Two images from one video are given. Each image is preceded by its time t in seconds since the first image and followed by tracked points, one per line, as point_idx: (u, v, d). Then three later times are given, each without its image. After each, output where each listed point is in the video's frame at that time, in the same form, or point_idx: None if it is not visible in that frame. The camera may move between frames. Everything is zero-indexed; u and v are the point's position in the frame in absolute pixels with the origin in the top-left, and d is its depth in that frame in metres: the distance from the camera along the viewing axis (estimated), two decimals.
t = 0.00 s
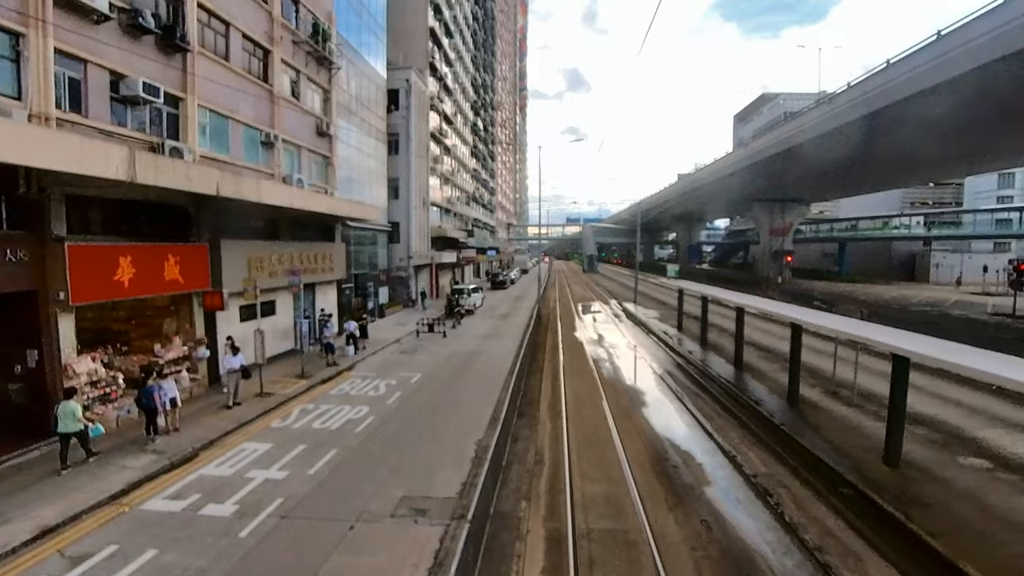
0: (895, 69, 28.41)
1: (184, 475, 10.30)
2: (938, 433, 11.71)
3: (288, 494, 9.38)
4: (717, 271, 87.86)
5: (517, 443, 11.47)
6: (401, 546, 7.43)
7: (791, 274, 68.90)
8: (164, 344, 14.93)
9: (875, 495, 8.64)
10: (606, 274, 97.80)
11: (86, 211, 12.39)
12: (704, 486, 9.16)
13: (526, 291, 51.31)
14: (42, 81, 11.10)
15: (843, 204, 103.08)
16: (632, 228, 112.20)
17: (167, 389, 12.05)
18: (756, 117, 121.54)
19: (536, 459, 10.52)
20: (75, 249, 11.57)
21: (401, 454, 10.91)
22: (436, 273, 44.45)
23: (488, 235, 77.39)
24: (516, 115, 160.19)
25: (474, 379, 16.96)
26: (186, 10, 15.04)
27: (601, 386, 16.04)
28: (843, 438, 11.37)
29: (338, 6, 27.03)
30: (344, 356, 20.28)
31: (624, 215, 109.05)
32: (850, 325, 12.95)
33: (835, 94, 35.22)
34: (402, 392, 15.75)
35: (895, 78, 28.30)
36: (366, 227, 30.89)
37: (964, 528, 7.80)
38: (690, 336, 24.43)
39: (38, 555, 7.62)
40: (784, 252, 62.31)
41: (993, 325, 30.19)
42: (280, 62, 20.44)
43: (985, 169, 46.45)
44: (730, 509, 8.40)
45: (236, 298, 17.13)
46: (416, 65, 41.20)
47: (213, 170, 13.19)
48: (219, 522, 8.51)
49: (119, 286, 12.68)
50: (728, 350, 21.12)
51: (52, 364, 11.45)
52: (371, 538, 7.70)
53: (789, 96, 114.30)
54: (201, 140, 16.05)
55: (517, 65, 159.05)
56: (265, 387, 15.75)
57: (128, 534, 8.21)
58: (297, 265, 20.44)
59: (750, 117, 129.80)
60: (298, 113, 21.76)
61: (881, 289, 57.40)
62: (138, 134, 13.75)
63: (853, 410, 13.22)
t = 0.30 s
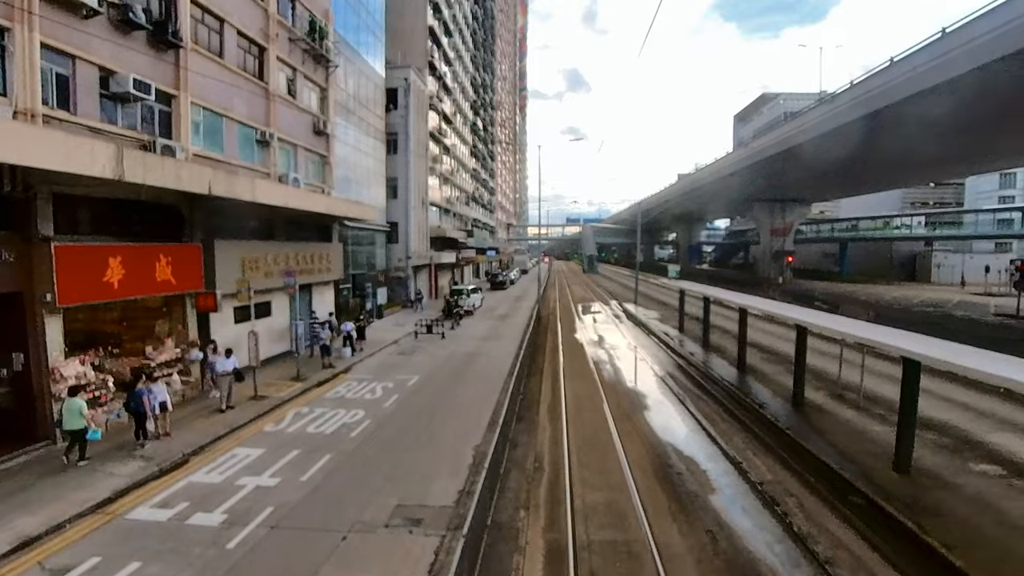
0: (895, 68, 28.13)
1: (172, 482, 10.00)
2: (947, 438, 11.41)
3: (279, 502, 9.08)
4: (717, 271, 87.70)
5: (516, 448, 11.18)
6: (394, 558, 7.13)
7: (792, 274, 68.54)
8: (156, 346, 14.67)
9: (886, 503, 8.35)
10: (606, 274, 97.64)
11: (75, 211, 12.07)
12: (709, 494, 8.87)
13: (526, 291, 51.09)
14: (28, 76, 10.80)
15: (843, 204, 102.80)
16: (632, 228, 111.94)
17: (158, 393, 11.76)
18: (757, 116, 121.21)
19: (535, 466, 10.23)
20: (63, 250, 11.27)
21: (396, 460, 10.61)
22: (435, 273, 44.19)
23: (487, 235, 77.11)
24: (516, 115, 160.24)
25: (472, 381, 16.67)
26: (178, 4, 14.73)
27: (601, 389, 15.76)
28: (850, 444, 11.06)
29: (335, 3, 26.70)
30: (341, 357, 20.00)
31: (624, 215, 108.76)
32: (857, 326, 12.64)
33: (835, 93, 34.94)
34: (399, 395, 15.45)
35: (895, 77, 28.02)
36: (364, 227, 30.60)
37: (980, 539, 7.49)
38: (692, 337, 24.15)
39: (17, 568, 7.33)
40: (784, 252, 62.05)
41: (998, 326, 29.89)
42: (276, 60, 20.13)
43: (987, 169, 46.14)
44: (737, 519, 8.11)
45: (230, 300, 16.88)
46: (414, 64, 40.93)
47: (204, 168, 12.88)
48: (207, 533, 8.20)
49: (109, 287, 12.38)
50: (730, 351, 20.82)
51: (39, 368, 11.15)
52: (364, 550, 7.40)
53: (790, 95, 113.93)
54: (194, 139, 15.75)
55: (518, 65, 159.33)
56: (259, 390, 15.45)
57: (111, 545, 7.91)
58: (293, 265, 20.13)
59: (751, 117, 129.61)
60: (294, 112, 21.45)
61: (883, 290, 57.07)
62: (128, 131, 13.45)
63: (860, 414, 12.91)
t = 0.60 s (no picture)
0: (898, 67, 27.81)
1: (158, 491, 9.64)
2: (960, 444, 11.05)
3: (267, 513, 8.72)
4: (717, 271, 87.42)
5: (514, 456, 10.82)
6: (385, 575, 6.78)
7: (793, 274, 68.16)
8: (146, 348, 14.31)
9: (901, 514, 7.99)
10: (605, 274, 97.16)
11: (60, 209, 11.70)
12: (715, 505, 8.52)
13: (526, 292, 50.81)
14: (10, 70, 10.44)
15: (844, 204, 102.53)
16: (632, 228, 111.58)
17: (145, 398, 11.37)
18: (757, 116, 120.72)
19: (534, 475, 9.88)
20: (46, 250, 10.90)
21: (390, 468, 10.24)
22: (434, 273, 43.88)
23: (487, 235, 76.74)
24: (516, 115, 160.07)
25: (471, 384, 16.32)
26: None
27: (602, 393, 15.39)
28: (860, 450, 10.70)
29: None
30: (336, 359, 19.65)
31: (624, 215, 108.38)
32: (866, 329, 12.27)
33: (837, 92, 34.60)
34: (394, 399, 15.08)
35: (896, 76, 27.69)
36: (361, 226, 30.21)
37: (1000, 554, 7.13)
38: (694, 338, 23.80)
39: None
40: (785, 252, 61.75)
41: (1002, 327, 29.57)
42: (270, 56, 19.75)
43: (990, 169, 45.82)
44: (745, 532, 7.75)
45: (221, 301, 16.50)
46: (413, 63, 40.56)
47: (193, 166, 12.53)
48: (191, 546, 7.85)
49: (95, 288, 12.04)
50: (733, 353, 20.49)
51: (22, 371, 10.73)
52: (354, 565, 7.04)
53: (790, 96, 113.60)
54: (185, 136, 15.39)
55: (517, 65, 159.17)
56: (251, 394, 15.09)
57: (90, 559, 7.55)
58: (288, 266, 19.77)
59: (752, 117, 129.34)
60: (289, 109, 21.06)
61: (885, 290, 56.75)
62: (116, 128, 13.08)
63: (868, 419, 12.55)
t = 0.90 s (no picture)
0: (897, 67, 27.49)
1: (139, 503, 9.20)
2: (976, 452, 10.61)
3: (251, 527, 8.28)
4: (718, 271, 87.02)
5: (512, 464, 10.39)
6: None
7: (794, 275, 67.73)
8: (133, 352, 13.83)
9: (920, 530, 7.56)
10: (605, 274, 96.71)
11: (41, 208, 11.26)
12: (724, 519, 8.09)
13: (525, 293, 50.41)
14: None
15: (845, 204, 102.17)
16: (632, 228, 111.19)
17: (129, 404, 10.96)
18: (758, 116, 120.32)
19: (532, 485, 9.44)
20: (25, 250, 10.46)
21: (382, 478, 9.80)
22: (433, 274, 43.45)
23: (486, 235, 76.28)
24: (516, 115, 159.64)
25: (469, 388, 15.88)
26: None
27: (603, 397, 14.95)
28: (873, 459, 10.26)
29: None
30: (331, 362, 19.20)
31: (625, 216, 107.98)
32: (877, 332, 11.82)
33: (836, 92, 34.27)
34: (389, 403, 14.63)
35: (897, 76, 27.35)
36: (357, 226, 29.77)
37: None
38: (697, 340, 23.36)
39: None
40: (786, 252, 61.31)
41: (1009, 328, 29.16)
42: (264, 52, 19.31)
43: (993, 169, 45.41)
44: (757, 548, 7.32)
45: (210, 303, 16.03)
46: (411, 61, 40.12)
47: (180, 163, 12.09)
48: (169, 563, 7.41)
49: (78, 290, 11.60)
50: (736, 355, 20.05)
51: None
52: None
53: (790, 96, 113.20)
54: (174, 133, 14.95)
55: (518, 65, 158.87)
56: (242, 399, 14.64)
57: None
58: (281, 266, 19.31)
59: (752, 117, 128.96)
60: (283, 107, 20.61)
61: (887, 290, 56.32)
62: (101, 124, 12.65)
63: (879, 425, 12.12)
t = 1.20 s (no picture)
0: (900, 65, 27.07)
1: (114, 517, 8.71)
2: (997, 463, 10.11)
3: (232, 545, 7.78)
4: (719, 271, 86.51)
5: (509, 476, 9.90)
6: None
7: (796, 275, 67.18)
8: (117, 356, 13.29)
9: (946, 550, 7.08)
10: (606, 274, 96.15)
11: (17, 207, 10.75)
12: (735, 537, 7.60)
13: (525, 293, 49.85)
14: None
15: (846, 204, 101.77)
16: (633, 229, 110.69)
17: (109, 411, 10.49)
18: (758, 115, 119.93)
19: (531, 500, 8.95)
20: None
21: (372, 491, 9.30)
22: (431, 274, 42.95)
23: (485, 235, 75.70)
24: (517, 115, 159.23)
25: (467, 393, 15.39)
26: None
27: (605, 403, 14.45)
28: (890, 470, 9.76)
29: None
30: (325, 365, 18.75)
31: (625, 215, 107.45)
32: (892, 336, 11.32)
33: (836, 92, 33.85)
34: (383, 409, 14.12)
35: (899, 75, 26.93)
36: (354, 226, 29.25)
37: None
38: (700, 342, 22.85)
39: None
40: (788, 252, 60.80)
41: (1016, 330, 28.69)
42: (255, 47, 18.77)
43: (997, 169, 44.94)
44: (772, 570, 6.82)
45: (196, 305, 15.39)
46: (409, 59, 39.58)
47: (163, 159, 11.57)
48: None
49: (57, 292, 11.09)
50: (741, 358, 19.55)
51: None
52: None
53: (791, 95, 112.81)
54: (161, 130, 14.44)
55: (518, 65, 158.81)
56: (230, 404, 14.14)
57: None
58: (273, 267, 18.81)
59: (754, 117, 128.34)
60: (275, 103, 20.07)
61: (890, 291, 55.85)
62: (82, 119, 12.13)
63: (892, 433, 11.63)
